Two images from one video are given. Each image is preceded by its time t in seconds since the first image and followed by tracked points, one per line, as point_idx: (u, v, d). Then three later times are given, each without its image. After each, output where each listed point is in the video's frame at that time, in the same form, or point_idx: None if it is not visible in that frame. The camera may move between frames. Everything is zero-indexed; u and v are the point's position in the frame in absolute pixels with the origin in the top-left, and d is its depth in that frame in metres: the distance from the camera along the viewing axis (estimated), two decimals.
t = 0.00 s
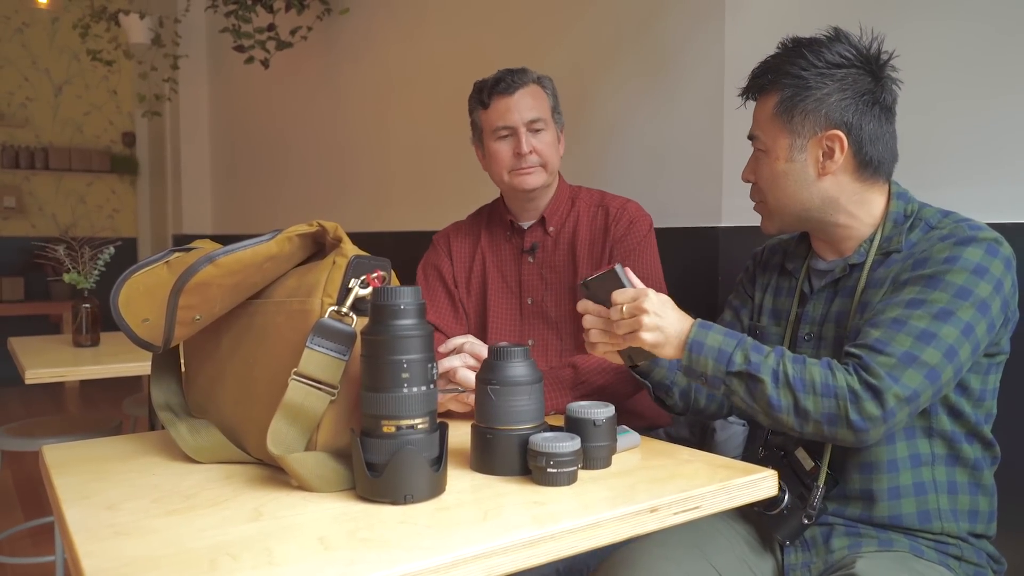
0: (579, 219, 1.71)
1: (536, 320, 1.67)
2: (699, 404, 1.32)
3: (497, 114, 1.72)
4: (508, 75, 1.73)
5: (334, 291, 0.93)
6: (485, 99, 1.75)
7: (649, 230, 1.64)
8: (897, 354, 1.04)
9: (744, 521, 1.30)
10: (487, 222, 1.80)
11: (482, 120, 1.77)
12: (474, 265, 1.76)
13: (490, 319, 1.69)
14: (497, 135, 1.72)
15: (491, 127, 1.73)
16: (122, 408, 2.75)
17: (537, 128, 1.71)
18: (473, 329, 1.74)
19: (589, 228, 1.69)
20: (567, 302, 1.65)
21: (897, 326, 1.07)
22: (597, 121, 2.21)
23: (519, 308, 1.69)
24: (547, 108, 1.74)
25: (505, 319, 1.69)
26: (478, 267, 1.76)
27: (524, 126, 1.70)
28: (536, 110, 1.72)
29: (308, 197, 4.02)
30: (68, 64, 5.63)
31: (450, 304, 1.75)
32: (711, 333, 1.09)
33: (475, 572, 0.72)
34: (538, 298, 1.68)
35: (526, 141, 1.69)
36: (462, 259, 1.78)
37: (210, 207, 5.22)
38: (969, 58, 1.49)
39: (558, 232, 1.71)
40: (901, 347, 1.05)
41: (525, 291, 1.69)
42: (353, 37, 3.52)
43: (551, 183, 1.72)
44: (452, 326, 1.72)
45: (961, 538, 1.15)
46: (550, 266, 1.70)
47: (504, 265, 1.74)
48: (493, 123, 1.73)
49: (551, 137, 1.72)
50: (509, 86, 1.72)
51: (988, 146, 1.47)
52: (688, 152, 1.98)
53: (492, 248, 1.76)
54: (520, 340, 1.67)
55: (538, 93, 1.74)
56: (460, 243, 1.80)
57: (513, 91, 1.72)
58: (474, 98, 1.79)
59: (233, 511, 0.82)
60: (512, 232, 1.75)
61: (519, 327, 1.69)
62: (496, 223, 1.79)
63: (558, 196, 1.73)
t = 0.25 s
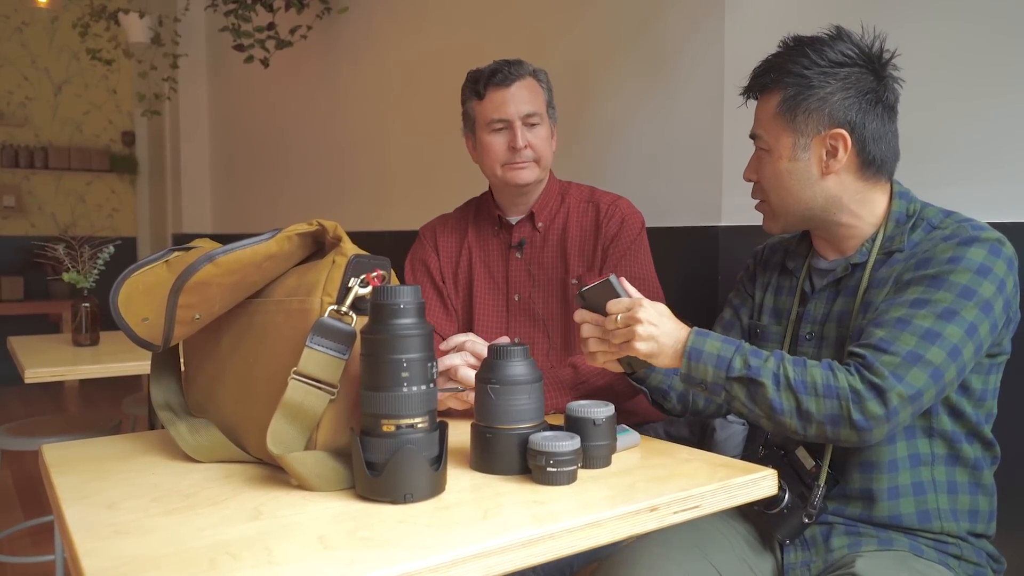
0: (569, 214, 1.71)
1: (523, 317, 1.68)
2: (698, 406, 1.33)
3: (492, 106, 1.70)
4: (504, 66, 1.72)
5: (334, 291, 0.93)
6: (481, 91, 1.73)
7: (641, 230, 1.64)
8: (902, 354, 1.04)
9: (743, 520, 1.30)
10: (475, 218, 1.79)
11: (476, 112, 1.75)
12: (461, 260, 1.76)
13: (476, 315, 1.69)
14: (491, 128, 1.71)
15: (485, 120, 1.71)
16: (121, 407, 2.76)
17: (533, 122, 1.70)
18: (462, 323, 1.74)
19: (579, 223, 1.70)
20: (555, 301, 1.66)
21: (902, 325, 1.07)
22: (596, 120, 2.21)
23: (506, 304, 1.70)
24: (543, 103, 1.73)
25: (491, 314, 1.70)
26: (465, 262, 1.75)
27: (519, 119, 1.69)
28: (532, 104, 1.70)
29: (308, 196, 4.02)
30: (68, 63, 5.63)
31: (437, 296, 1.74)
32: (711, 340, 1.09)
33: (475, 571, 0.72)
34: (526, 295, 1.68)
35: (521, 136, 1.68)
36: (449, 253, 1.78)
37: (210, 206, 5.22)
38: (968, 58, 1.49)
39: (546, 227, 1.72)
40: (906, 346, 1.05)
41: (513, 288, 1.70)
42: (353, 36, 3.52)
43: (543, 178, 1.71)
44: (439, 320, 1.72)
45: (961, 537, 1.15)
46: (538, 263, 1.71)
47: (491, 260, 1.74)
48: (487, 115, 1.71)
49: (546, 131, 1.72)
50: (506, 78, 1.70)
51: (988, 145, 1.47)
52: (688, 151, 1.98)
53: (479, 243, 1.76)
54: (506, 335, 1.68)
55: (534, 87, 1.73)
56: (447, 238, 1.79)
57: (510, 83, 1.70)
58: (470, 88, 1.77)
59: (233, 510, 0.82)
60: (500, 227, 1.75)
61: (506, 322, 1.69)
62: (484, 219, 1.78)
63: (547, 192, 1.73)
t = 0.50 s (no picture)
0: (565, 213, 1.71)
1: (517, 320, 1.68)
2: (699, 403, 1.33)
3: (481, 111, 1.66)
4: (490, 69, 1.67)
5: (333, 289, 0.94)
6: (469, 95, 1.68)
7: (638, 228, 1.65)
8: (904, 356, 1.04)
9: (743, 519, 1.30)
10: (468, 219, 1.79)
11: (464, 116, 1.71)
12: (456, 262, 1.76)
13: (471, 314, 1.70)
14: (482, 134, 1.67)
15: (475, 125, 1.67)
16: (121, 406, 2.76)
17: (524, 126, 1.67)
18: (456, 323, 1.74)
19: (574, 223, 1.70)
20: (551, 304, 1.66)
21: (905, 327, 1.07)
22: (595, 119, 2.21)
23: (501, 306, 1.70)
24: (533, 103, 1.69)
25: (485, 317, 1.70)
26: (459, 264, 1.75)
27: (510, 125, 1.65)
28: (522, 107, 1.66)
29: (307, 196, 4.02)
30: (67, 62, 5.63)
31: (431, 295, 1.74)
32: (709, 350, 1.08)
33: (475, 569, 0.72)
34: (520, 298, 1.69)
35: (513, 141, 1.65)
36: (444, 254, 1.78)
37: (209, 205, 5.22)
38: (967, 57, 1.49)
39: (540, 228, 1.72)
40: (908, 346, 1.05)
41: (507, 290, 1.70)
42: (352, 35, 3.52)
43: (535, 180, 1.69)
44: (433, 319, 1.72)
45: (961, 536, 1.15)
46: (532, 265, 1.70)
47: (486, 262, 1.74)
48: (476, 121, 1.67)
49: (538, 135, 1.69)
50: (494, 82, 1.66)
51: (987, 145, 1.47)
52: (688, 150, 1.98)
53: (473, 243, 1.76)
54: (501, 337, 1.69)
55: (524, 87, 1.69)
56: (442, 235, 1.79)
57: (498, 87, 1.66)
58: (457, 91, 1.72)
59: (233, 509, 0.82)
60: (494, 228, 1.75)
61: (500, 324, 1.70)
62: (479, 220, 1.78)
63: (541, 192, 1.72)
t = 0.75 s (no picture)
0: (571, 211, 1.71)
1: (524, 319, 1.68)
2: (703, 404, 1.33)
3: (481, 109, 1.66)
4: (490, 65, 1.66)
5: (334, 289, 0.94)
6: (468, 92, 1.68)
7: (645, 229, 1.64)
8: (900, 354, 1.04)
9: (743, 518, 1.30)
10: (473, 219, 1.80)
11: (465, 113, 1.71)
12: (461, 261, 1.76)
13: (476, 313, 1.70)
14: (483, 132, 1.67)
15: (475, 123, 1.67)
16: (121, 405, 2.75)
17: (525, 123, 1.67)
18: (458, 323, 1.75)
19: (581, 220, 1.70)
20: (556, 303, 1.66)
21: (901, 326, 1.07)
22: (595, 118, 2.21)
23: (506, 306, 1.70)
24: (533, 100, 1.69)
25: (492, 317, 1.70)
26: (463, 264, 1.76)
27: (511, 121, 1.65)
28: (523, 104, 1.66)
29: (307, 195, 4.02)
30: (67, 61, 5.63)
31: (438, 297, 1.76)
32: (706, 351, 1.08)
33: (475, 569, 0.72)
34: (526, 297, 1.68)
35: (514, 137, 1.65)
36: (449, 254, 1.79)
37: (209, 205, 5.21)
38: (967, 57, 1.49)
39: (545, 226, 1.71)
40: (903, 345, 1.05)
41: (513, 290, 1.70)
42: (352, 34, 3.52)
43: (539, 178, 1.69)
44: (436, 319, 1.74)
45: (960, 535, 1.15)
46: (538, 264, 1.70)
47: (491, 260, 1.74)
48: (477, 119, 1.67)
49: (539, 131, 1.69)
50: (493, 78, 1.65)
51: (987, 144, 1.47)
52: (688, 149, 1.98)
53: (478, 242, 1.76)
54: (506, 337, 1.69)
55: (524, 83, 1.68)
56: (447, 234, 1.81)
57: (498, 83, 1.65)
58: (456, 88, 1.72)
59: (233, 509, 0.82)
60: (498, 225, 1.75)
61: (506, 324, 1.70)
62: (482, 219, 1.78)
63: (546, 189, 1.72)
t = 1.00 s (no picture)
0: (576, 212, 1.71)
1: (523, 321, 1.67)
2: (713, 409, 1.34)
3: (492, 109, 1.65)
4: (503, 64, 1.65)
5: (332, 288, 0.94)
6: (480, 91, 1.67)
7: (650, 237, 1.64)
8: (905, 362, 1.05)
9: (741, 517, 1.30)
10: (476, 218, 1.79)
11: (475, 112, 1.70)
12: (463, 261, 1.77)
13: (476, 312, 1.69)
14: (492, 132, 1.66)
15: (485, 123, 1.67)
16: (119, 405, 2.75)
17: (536, 125, 1.66)
18: (457, 321, 1.76)
19: (585, 221, 1.70)
20: (556, 306, 1.64)
21: (905, 332, 1.07)
22: (593, 117, 2.21)
23: (506, 307, 1.70)
24: (546, 103, 1.68)
25: (492, 318, 1.70)
26: (465, 263, 1.76)
27: (522, 123, 1.64)
28: (535, 107, 1.65)
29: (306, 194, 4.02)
30: (65, 61, 5.62)
31: (439, 296, 1.77)
32: (715, 357, 1.08)
33: (473, 568, 0.72)
34: (526, 299, 1.68)
35: (524, 140, 1.64)
36: (451, 254, 1.79)
37: (207, 204, 5.21)
38: (965, 55, 1.49)
39: (550, 228, 1.71)
40: (909, 351, 1.05)
41: (514, 291, 1.69)
42: (350, 33, 3.51)
43: (546, 181, 1.69)
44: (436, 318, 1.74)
45: (960, 535, 1.15)
46: (541, 266, 1.70)
47: (493, 261, 1.74)
48: (488, 119, 1.66)
49: (550, 134, 1.68)
50: (506, 78, 1.64)
51: (984, 142, 1.47)
52: (686, 148, 1.98)
53: (481, 243, 1.76)
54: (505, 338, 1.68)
55: (536, 84, 1.67)
56: (449, 233, 1.81)
57: (511, 84, 1.64)
58: (468, 87, 1.71)
59: (231, 508, 0.82)
60: (502, 226, 1.75)
61: (506, 325, 1.69)
62: (485, 219, 1.79)
63: (552, 192, 1.72)
